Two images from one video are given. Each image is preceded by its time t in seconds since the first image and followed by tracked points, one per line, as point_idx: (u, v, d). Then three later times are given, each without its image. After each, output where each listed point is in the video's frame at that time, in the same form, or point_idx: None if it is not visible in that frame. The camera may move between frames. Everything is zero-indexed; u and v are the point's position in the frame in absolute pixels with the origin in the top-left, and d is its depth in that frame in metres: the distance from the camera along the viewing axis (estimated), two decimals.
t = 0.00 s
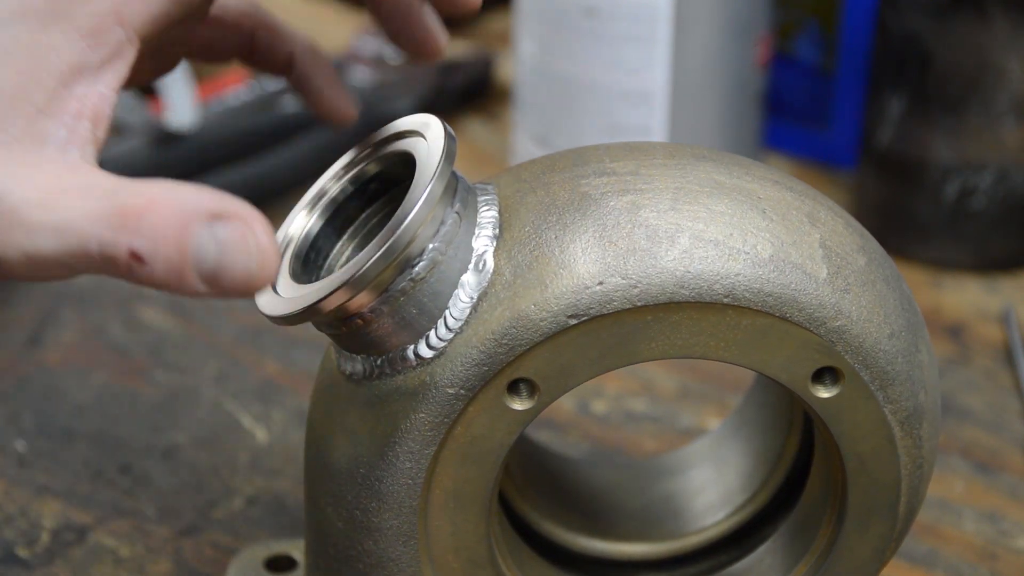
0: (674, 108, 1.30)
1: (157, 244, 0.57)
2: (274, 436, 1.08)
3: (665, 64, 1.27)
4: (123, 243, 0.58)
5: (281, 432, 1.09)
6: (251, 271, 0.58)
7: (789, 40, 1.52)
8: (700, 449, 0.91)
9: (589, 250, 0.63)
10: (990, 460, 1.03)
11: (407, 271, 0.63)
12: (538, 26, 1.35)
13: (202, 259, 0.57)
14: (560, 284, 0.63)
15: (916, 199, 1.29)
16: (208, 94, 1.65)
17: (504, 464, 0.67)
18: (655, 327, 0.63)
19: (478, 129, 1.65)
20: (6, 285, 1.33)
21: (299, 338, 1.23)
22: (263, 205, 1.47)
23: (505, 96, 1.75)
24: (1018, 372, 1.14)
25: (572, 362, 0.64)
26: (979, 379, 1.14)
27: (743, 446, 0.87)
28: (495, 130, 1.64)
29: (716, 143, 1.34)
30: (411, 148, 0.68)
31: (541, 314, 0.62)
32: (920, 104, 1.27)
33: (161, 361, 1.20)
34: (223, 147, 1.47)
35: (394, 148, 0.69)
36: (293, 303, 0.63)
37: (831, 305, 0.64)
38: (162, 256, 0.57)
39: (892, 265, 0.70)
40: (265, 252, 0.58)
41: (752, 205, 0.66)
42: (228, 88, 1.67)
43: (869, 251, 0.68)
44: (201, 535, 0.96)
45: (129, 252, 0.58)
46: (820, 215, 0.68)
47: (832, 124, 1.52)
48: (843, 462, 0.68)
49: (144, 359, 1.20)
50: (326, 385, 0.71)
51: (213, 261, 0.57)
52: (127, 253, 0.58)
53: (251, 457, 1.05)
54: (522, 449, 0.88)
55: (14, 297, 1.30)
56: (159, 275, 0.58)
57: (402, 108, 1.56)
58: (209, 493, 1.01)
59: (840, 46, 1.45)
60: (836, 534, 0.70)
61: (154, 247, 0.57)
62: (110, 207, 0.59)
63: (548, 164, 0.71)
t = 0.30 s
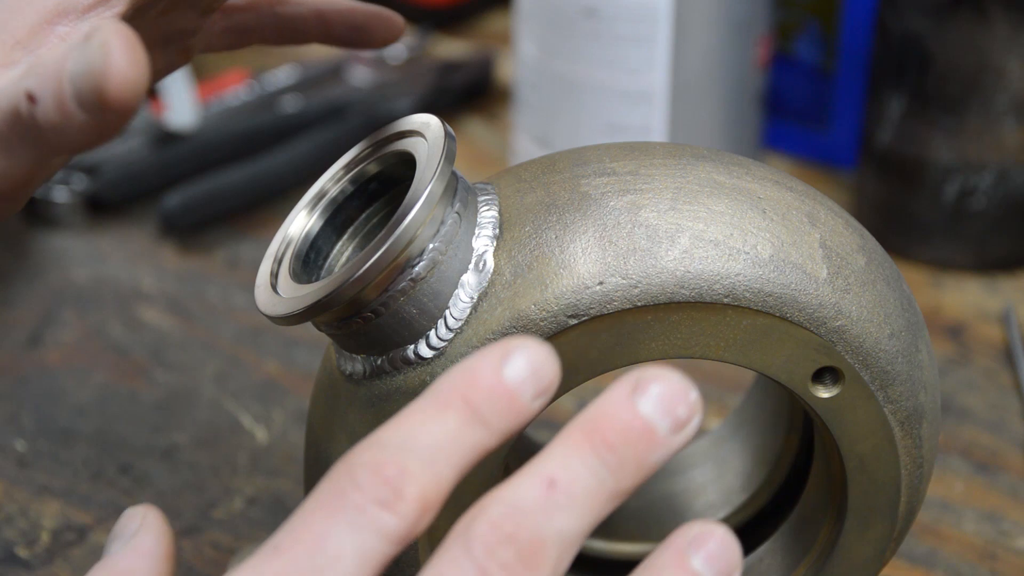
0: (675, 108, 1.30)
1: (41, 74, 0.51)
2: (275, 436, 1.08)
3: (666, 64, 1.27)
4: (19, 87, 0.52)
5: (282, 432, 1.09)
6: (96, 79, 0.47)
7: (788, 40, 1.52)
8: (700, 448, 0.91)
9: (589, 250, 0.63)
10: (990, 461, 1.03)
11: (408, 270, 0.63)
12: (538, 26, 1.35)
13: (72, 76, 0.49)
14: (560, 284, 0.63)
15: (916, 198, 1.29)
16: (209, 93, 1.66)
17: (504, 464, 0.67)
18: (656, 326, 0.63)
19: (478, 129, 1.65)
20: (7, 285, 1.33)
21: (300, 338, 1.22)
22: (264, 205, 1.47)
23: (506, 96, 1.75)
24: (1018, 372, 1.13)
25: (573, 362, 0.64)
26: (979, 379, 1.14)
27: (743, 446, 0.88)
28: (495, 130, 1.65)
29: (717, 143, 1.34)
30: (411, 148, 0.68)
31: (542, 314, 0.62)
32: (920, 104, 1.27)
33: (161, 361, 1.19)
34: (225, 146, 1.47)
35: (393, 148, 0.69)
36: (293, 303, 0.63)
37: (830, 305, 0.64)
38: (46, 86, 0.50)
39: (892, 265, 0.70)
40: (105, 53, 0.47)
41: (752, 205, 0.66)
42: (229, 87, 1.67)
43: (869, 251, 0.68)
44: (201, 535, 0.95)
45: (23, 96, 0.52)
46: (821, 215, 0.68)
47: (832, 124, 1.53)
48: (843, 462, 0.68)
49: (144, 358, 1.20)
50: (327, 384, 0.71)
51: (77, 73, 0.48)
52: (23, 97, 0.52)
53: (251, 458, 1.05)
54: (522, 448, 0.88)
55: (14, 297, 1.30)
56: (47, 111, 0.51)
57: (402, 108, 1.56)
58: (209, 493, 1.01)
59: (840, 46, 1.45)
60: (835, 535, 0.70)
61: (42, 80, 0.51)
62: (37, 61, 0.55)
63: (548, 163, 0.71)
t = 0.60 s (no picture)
0: (675, 108, 1.30)
1: (17, 64, 0.62)
2: (275, 436, 1.08)
3: (666, 64, 1.27)
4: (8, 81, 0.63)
5: (282, 432, 1.09)
6: (63, 69, 0.56)
7: (788, 39, 1.52)
8: (700, 448, 0.91)
9: (589, 250, 0.63)
10: (991, 461, 1.03)
11: (407, 271, 0.63)
12: (538, 26, 1.35)
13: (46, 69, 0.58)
14: (560, 284, 0.63)
15: (916, 198, 1.29)
16: (209, 93, 1.66)
17: (505, 464, 0.67)
18: (656, 327, 0.63)
19: (478, 129, 1.65)
20: (7, 285, 1.33)
21: (300, 338, 1.23)
22: (264, 205, 1.47)
23: (505, 95, 1.75)
24: (1018, 372, 1.14)
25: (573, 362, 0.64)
26: (979, 379, 1.14)
27: (743, 445, 0.88)
28: (495, 129, 1.65)
29: (717, 142, 1.34)
30: (411, 149, 0.68)
31: (542, 313, 0.62)
32: (920, 104, 1.26)
33: (161, 361, 1.19)
34: (226, 146, 1.47)
35: (393, 148, 0.69)
36: (293, 303, 0.63)
37: (830, 305, 0.64)
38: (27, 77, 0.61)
39: (892, 265, 0.70)
40: (71, 42, 0.55)
41: (751, 205, 0.66)
42: (230, 87, 1.68)
43: (869, 251, 0.68)
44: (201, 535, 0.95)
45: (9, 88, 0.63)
46: (820, 215, 0.68)
47: (832, 124, 1.53)
48: (843, 462, 0.68)
49: (144, 358, 1.20)
50: (327, 383, 0.71)
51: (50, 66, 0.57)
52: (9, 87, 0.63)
53: (251, 458, 1.05)
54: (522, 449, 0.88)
55: (14, 297, 1.30)
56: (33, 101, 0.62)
57: (402, 108, 1.56)
58: (209, 493, 1.01)
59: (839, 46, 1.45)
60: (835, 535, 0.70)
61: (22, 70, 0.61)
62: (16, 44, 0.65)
63: (548, 163, 0.71)
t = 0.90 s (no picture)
0: (674, 107, 1.30)
1: (22, 182, 0.71)
2: (275, 436, 1.08)
3: (665, 64, 1.27)
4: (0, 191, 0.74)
5: (282, 431, 1.09)
6: (72, 191, 0.67)
7: (788, 39, 1.52)
8: (700, 449, 0.91)
9: (589, 250, 0.63)
10: (991, 461, 1.03)
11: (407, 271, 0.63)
12: (538, 26, 1.35)
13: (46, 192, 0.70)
14: (560, 284, 0.63)
15: (916, 198, 1.29)
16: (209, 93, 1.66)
17: (505, 464, 0.67)
18: (656, 326, 0.63)
19: (478, 129, 1.65)
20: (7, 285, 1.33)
21: (300, 337, 1.22)
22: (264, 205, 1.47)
23: (505, 95, 1.75)
24: (1018, 372, 1.14)
25: (573, 362, 0.64)
26: (979, 379, 1.14)
27: (743, 445, 0.88)
28: (495, 129, 1.65)
29: (716, 142, 1.34)
30: (411, 148, 0.68)
31: (542, 313, 0.62)
32: (920, 104, 1.26)
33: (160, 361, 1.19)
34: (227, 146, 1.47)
35: (393, 148, 0.69)
36: (293, 303, 0.63)
37: (830, 305, 0.64)
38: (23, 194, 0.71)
39: (892, 265, 0.70)
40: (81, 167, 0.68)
41: (752, 205, 0.66)
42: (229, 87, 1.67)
43: (869, 251, 0.68)
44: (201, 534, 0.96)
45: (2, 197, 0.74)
46: (821, 215, 0.68)
47: (832, 124, 1.53)
48: (843, 462, 0.68)
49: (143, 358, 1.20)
50: (327, 384, 0.71)
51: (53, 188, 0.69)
52: None
53: (251, 458, 1.05)
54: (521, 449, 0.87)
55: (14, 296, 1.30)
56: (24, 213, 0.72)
57: (402, 107, 1.56)
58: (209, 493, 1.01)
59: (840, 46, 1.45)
60: (835, 534, 0.70)
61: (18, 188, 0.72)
62: (9, 162, 0.75)
63: (548, 163, 0.71)
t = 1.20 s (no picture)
0: (674, 108, 1.30)
1: None
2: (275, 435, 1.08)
3: (666, 64, 1.27)
4: None
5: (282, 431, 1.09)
6: None
7: (788, 39, 1.52)
8: (700, 449, 0.91)
9: (589, 250, 0.63)
10: (991, 461, 1.03)
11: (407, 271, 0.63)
12: (538, 26, 1.35)
13: None
14: (560, 284, 0.63)
15: (916, 198, 1.29)
16: (210, 93, 1.66)
17: (505, 464, 0.67)
18: (655, 326, 0.63)
19: (478, 129, 1.65)
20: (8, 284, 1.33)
21: (300, 338, 1.23)
22: (264, 205, 1.47)
23: (506, 95, 1.75)
24: (1018, 372, 1.14)
25: (573, 362, 0.64)
26: (979, 378, 1.14)
27: (743, 446, 0.88)
28: (495, 129, 1.65)
29: (717, 142, 1.33)
30: (411, 148, 0.68)
31: (542, 313, 0.62)
32: (920, 104, 1.26)
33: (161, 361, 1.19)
34: (227, 147, 1.47)
35: (392, 148, 0.69)
36: (292, 303, 0.63)
37: (830, 305, 0.64)
38: None
39: (892, 266, 0.70)
40: None
41: (751, 205, 0.66)
42: (229, 87, 1.68)
43: (869, 252, 0.68)
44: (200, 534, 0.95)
45: None
46: (821, 215, 0.68)
47: (832, 124, 1.53)
48: (843, 462, 0.68)
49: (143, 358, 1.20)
50: (328, 384, 0.71)
51: None
52: None
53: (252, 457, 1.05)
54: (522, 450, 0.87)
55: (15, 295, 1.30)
56: None
57: (401, 108, 1.56)
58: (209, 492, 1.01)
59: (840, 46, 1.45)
60: (836, 534, 0.70)
61: None
62: None
63: (548, 163, 0.71)
